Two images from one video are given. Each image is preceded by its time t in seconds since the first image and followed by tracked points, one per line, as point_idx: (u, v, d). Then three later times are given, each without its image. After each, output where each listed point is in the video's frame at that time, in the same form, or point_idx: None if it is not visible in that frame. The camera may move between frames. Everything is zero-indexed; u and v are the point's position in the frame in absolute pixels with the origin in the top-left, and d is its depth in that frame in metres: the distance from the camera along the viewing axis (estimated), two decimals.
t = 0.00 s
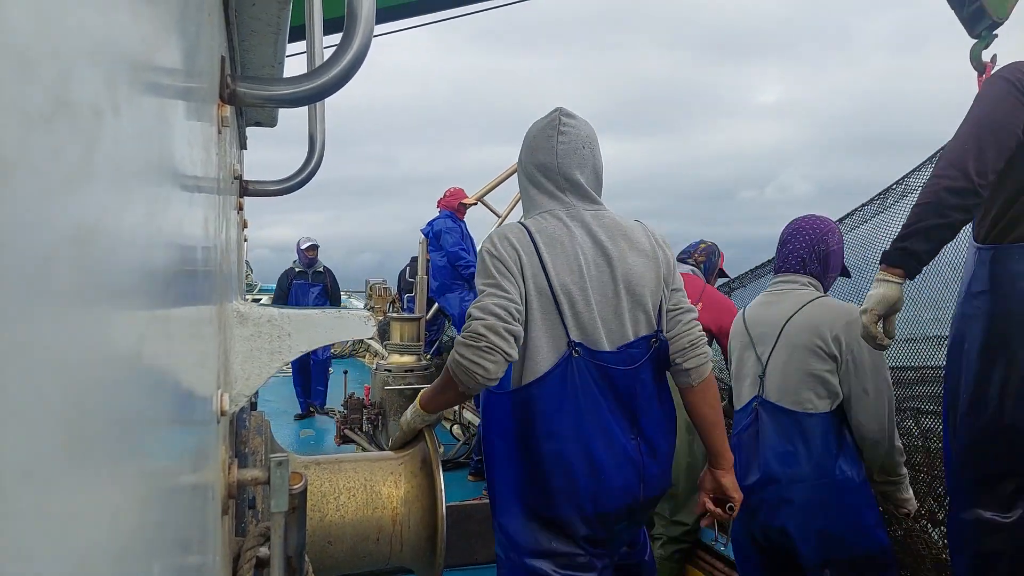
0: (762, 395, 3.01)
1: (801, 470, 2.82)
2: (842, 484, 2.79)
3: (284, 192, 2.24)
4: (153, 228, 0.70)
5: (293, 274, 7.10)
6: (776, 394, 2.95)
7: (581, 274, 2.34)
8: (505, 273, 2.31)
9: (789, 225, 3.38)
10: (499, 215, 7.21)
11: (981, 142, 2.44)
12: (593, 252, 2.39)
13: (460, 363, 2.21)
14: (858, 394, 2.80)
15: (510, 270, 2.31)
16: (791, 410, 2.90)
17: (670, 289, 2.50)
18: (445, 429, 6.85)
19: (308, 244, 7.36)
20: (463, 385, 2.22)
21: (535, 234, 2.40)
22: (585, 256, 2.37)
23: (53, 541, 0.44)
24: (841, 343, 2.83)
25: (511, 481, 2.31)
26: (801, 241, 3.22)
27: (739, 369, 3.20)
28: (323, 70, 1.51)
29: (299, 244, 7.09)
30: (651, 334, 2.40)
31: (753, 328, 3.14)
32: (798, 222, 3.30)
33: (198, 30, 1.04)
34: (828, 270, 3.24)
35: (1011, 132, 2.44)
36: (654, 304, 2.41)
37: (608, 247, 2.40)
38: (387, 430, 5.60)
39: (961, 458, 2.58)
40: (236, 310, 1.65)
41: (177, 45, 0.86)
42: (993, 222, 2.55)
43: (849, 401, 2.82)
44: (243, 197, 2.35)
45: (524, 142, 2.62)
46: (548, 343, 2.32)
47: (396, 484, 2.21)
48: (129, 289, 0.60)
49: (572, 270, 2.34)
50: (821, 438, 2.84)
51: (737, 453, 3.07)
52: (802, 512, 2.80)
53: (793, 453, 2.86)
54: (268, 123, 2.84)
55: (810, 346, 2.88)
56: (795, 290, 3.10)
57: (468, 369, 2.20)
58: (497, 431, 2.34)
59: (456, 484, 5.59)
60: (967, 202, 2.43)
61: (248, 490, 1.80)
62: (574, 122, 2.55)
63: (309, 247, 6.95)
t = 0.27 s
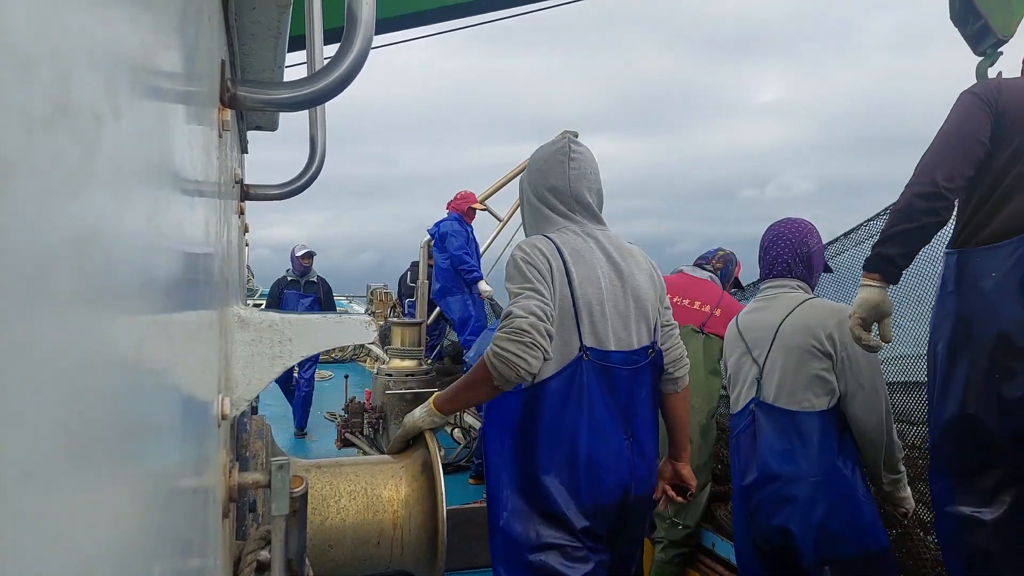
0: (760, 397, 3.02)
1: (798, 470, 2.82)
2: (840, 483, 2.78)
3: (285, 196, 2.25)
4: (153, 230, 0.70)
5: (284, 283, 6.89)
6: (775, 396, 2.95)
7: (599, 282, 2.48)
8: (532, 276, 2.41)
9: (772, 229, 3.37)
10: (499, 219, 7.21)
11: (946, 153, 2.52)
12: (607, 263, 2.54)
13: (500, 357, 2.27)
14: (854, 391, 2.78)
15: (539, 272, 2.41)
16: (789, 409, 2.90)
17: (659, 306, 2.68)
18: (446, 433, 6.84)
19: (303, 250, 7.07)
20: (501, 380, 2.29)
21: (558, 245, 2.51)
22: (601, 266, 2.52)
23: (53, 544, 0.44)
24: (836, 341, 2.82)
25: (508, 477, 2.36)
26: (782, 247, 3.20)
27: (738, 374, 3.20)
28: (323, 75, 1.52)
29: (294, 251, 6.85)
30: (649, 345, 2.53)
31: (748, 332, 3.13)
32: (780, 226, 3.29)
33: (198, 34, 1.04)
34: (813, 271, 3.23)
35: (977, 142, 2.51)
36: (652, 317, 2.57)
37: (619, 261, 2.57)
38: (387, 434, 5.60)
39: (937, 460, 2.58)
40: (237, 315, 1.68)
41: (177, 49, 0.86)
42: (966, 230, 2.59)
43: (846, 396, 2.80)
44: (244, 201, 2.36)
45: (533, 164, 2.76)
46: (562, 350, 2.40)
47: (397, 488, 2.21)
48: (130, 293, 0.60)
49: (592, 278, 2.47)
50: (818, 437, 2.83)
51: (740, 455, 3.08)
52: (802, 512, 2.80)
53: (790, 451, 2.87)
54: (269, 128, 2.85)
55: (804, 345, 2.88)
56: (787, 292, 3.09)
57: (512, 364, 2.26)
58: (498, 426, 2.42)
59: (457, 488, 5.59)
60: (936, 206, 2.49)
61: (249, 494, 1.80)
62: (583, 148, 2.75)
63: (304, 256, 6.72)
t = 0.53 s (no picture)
0: (767, 394, 3.01)
1: (805, 467, 2.83)
2: (847, 480, 2.79)
3: (286, 197, 2.25)
4: (154, 231, 0.69)
5: (273, 280, 6.78)
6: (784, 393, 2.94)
7: (611, 276, 2.78)
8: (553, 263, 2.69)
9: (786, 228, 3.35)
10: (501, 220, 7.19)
11: (916, 166, 2.57)
12: (616, 263, 2.85)
13: (525, 319, 2.48)
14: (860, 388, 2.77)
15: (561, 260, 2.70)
16: (797, 407, 2.90)
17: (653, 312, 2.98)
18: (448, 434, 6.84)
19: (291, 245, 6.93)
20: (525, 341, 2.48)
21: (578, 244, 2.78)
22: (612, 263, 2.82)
23: (52, 545, 0.44)
24: (847, 339, 2.83)
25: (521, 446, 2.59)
26: (793, 244, 3.20)
27: (745, 372, 3.17)
28: (324, 76, 1.52)
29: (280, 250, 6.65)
30: (646, 340, 2.84)
31: (757, 329, 3.11)
32: (794, 224, 3.27)
33: (198, 34, 1.04)
34: (824, 272, 3.22)
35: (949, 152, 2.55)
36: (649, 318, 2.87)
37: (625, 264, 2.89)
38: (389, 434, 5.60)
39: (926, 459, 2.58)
40: (239, 315, 1.68)
41: (178, 50, 0.86)
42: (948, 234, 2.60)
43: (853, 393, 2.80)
44: (246, 202, 2.36)
45: (553, 179, 3.04)
46: (576, 333, 2.67)
47: (398, 489, 2.21)
48: (130, 295, 0.60)
49: (604, 272, 2.77)
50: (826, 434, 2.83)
51: (747, 452, 3.08)
52: (808, 510, 2.79)
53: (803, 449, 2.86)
54: (270, 128, 2.84)
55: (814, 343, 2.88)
56: (797, 291, 3.08)
57: (536, 325, 2.50)
58: (514, 404, 2.65)
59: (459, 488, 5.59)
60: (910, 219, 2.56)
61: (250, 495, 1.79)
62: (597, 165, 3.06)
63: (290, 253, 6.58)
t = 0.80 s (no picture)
0: (770, 391, 2.99)
1: (805, 465, 2.82)
2: (848, 479, 2.79)
3: (288, 196, 2.25)
4: (154, 231, 0.69)
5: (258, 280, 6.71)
6: (784, 390, 2.93)
7: (605, 270, 2.84)
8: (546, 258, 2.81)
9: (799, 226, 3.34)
10: (503, 219, 7.19)
11: (919, 172, 2.61)
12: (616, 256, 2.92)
13: (514, 307, 2.60)
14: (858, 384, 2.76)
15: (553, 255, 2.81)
16: (799, 406, 2.88)
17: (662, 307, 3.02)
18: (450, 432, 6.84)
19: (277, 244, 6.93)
20: (512, 329, 2.58)
21: (574, 241, 2.89)
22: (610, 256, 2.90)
23: (52, 548, 0.43)
24: (846, 336, 2.82)
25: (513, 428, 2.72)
26: (802, 238, 3.19)
27: (746, 367, 3.16)
28: (326, 76, 1.51)
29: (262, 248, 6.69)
30: (647, 333, 2.89)
31: (760, 325, 3.09)
32: (804, 222, 3.26)
33: (200, 34, 1.03)
34: (831, 271, 3.20)
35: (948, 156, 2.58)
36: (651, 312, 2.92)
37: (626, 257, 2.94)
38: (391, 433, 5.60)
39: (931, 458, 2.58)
40: (241, 314, 1.68)
41: (180, 49, 0.86)
42: (954, 235, 2.62)
43: (852, 389, 2.79)
44: (247, 201, 2.36)
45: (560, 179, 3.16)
46: (563, 326, 2.77)
47: (400, 488, 2.21)
48: (130, 296, 0.60)
49: (598, 265, 2.84)
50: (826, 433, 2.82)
51: (748, 449, 3.07)
52: (809, 509, 2.79)
53: (805, 448, 2.85)
54: (272, 127, 2.84)
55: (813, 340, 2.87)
56: (802, 288, 3.05)
57: (523, 314, 2.60)
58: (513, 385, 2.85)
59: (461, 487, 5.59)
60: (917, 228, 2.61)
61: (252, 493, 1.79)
62: (606, 164, 3.13)
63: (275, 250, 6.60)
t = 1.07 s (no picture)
0: (771, 387, 3.01)
1: (805, 461, 2.82)
2: (850, 476, 2.77)
3: (289, 195, 2.25)
4: (155, 229, 0.69)
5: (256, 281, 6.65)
6: (785, 388, 2.95)
7: (586, 273, 2.85)
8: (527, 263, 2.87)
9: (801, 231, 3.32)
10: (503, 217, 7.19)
11: (923, 175, 2.62)
12: (601, 258, 2.91)
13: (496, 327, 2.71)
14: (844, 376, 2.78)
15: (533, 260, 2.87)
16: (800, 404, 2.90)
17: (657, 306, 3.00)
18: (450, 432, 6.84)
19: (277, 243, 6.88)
20: (497, 349, 2.72)
21: (557, 247, 2.91)
22: (593, 258, 2.90)
23: (51, 548, 0.43)
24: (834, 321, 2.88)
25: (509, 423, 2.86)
26: (803, 241, 3.19)
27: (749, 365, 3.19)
28: (327, 74, 1.51)
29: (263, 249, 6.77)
30: (634, 333, 2.89)
31: (760, 321, 3.13)
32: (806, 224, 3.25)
33: (201, 32, 1.03)
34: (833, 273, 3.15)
35: (953, 157, 2.58)
36: (638, 313, 2.90)
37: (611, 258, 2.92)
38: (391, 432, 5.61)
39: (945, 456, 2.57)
40: (242, 313, 1.67)
41: (181, 47, 0.86)
42: (971, 235, 2.59)
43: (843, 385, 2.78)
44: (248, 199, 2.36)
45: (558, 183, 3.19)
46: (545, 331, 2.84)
47: (401, 487, 2.21)
48: (130, 296, 0.59)
49: (578, 268, 2.87)
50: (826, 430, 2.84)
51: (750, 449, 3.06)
52: (809, 507, 2.79)
53: (807, 446, 2.85)
54: (273, 126, 2.84)
55: (806, 335, 2.93)
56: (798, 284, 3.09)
57: (505, 335, 2.71)
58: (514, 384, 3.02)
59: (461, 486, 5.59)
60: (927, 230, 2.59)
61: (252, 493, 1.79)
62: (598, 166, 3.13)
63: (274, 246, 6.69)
